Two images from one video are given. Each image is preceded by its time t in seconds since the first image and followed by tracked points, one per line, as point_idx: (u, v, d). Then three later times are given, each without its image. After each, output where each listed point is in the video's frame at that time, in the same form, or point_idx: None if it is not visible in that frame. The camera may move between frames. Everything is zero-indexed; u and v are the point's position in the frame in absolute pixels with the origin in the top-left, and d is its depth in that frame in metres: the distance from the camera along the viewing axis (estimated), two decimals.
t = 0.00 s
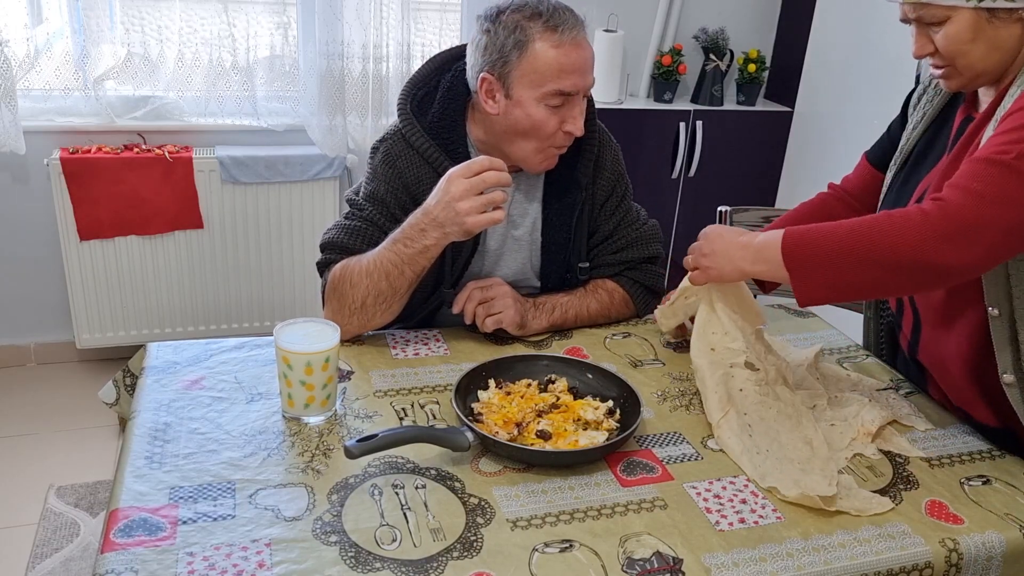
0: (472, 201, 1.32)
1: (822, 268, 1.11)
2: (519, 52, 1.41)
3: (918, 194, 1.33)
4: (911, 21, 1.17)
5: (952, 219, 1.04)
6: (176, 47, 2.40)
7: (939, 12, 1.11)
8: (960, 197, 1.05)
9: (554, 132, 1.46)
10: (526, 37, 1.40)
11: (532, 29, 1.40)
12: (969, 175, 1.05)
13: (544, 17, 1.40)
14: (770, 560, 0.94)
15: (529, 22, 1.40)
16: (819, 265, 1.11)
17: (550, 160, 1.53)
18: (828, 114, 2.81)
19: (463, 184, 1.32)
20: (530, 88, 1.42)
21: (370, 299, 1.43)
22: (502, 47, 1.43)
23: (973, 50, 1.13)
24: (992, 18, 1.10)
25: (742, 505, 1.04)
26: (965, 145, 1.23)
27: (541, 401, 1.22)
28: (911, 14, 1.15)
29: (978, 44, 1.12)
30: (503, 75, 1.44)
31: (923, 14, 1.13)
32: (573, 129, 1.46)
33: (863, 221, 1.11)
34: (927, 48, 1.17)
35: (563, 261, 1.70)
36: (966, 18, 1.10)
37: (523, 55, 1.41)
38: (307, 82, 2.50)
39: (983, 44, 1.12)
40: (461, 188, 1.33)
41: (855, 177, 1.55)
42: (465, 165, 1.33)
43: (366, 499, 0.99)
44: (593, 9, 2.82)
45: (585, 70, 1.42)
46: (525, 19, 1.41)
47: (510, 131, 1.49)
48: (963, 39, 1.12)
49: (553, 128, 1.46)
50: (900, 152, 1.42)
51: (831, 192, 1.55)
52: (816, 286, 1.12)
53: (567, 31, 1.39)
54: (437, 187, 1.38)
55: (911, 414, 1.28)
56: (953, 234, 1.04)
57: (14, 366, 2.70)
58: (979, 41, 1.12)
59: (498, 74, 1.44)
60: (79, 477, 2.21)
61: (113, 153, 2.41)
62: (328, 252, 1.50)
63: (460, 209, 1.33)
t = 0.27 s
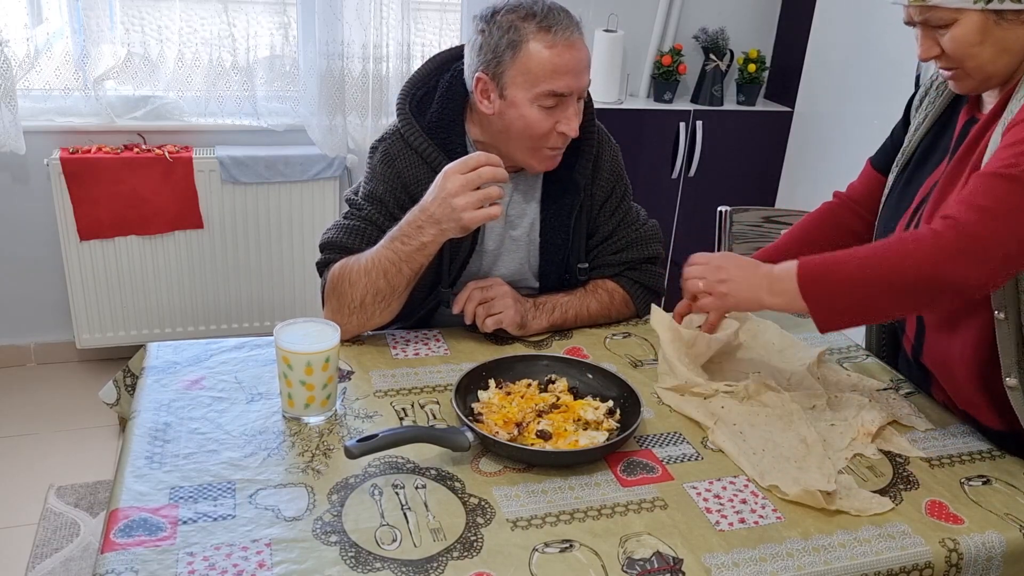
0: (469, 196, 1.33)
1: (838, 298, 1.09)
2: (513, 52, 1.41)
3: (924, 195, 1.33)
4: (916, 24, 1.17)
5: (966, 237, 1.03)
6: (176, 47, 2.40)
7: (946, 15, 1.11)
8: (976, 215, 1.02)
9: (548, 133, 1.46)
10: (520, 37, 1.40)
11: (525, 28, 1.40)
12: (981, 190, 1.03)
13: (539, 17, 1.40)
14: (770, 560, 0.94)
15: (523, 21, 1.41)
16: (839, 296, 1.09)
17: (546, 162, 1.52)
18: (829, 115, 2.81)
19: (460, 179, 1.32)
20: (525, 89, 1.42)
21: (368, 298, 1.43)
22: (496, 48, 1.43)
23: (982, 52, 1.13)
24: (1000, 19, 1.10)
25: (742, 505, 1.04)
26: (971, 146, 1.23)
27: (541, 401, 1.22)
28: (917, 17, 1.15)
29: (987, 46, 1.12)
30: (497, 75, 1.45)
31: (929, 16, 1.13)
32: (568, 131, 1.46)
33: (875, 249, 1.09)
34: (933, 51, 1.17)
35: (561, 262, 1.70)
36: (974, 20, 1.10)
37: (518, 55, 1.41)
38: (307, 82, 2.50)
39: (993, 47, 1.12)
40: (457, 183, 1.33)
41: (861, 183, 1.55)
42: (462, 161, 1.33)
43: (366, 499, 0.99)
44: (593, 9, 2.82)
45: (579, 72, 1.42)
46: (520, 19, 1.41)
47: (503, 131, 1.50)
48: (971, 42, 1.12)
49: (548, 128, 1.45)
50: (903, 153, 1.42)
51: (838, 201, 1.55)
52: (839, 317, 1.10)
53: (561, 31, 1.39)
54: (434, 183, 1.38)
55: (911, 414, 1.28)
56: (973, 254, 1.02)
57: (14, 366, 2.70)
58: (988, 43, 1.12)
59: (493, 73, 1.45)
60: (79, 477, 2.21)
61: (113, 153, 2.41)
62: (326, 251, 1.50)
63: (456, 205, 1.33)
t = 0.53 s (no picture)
0: (468, 194, 1.33)
1: (904, 380, 1.07)
2: (510, 51, 1.41)
3: (924, 196, 1.32)
4: (916, 33, 1.17)
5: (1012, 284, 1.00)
6: (176, 47, 2.40)
7: (946, 23, 1.11)
8: (1007, 263, 1.00)
9: (544, 133, 1.46)
10: (518, 35, 1.40)
11: (523, 28, 1.40)
12: (1006, 235, 1.02)
13: (536, 16, 1.40)
14: (770, 560, 0.94)
15: (521, 20, 1.41)
16: (893, 367, 1.07)
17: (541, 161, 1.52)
18: (829, 115, 2.81)
19: (459, 177, 1.32)
20: (521, 88, 1.42)
21: (368, 297, 1.43)
22: (493, 47, 1.43)
23: (983, 58, 1.13)
24: (999, 25, 1.10)
25: (742, 505, 1.04)
26: (971, 149, 1.23)
27: (541, 401, 1.22)
28: (916, 26, 1.15)
29: (988, 52, 1.12)
30: (494, 74, 1.44)
31: (928, 26, 1.13)
32: (564, 130, 1.46)
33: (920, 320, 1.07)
34: (934, 59, 1.17)
35: (561, 262, 1.70)
36: (974, 28, 1.10)
37: (514, 53, 1.41)
38: (307, 82, 2.50)
39: (994, 53, 1.12)
40: (457, 181, 1.32)
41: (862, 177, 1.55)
42: (462, 160, 1.32)
43: (366, 499, 0.99)
44: (593, 9, 2.82)
45: (576, 71, 1.41)
46: (517, 18, 1.41)
47: (500, 131, 1.49)
48: (972, 49, 1.12)
49: (544, 128, 1.45)
50: (904, 154, 1.41)
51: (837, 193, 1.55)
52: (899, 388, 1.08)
53: (558, 31, 1.39)
54: (433, 181, 1.38)
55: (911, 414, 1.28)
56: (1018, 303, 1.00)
57: (13, 366, 2.70)
58: (988, 49, 1.12)
59: (490, 72, 1.45)
60: (79, 477, 2.21)
61: (113, 153, 2.41)
62: (326, 251, 1.50)
63: (456, 204, 1.33)
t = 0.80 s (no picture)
0: (468, 193, 1.32)
1: (897, 373, 1.06)
2: (505, 50, 1.41)
3: (926, 197, 1.32)
4: (919, 32, 1.17)
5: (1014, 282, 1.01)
6: (176, 47, 2.40)
7: (950, 24, 1.11)
8: (1009, 259, 1.01)
9: (538, 133, 1.45)
10: (514, 34, 1.40)
11: (520, 27, 1.40)
12: (1008, 235, 1.02)
13: (532, 16, 1.40)
14: (770, 560, 0.94)
15: (518, 20, 1.40)
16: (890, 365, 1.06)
17: (536, 162, 1.52)
18: (829, 115, 2.81)
19: (458, 177, 1.32)
20: (516, 88, 1.42)
21: (368, 297, 1.43)
22: (490, 45, 1.43)
23: (987, 58, 1.13)
24: (1004, 26, 1.09)
25: (742, 505, 1.04)
26: (974, 152, 1.23)
27: (541, 401, 1.22)
28: (920, 25, 1.15)
29: (992, 52, 1.12)
30: (491, 73, 1.44)
31: (933, 25, 1.13)
32: (557, 132, 1.45)
33: (918, 314, 1.07)
34: (938, 59, 1.17)
35: (561, 262, 1.70)
36: (978, 28, 1.10)
37: (509, 53, 1.41)
38: (307, 82, 2.50)
39: (998, 54, 1.12)
40: (456, 180, 1.32)
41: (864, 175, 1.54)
42: (461, 160, 1.32)
43: (366, 499, 0.99)
44: (593, 9, 2.82)
45: (570, 73, 1.40)
46: (514, 18, 1.41)
47: (496, 130, 1.49)
48: (976, 49, 1.12)
49: (537, 129, 1.45)
50: (907, 154, 1.42)
51: (839, 191, 1.55)
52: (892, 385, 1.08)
53: (553, 31, 1.39)
54: (433, 180, 1.38)
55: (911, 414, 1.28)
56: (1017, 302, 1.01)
57: (13, 366, 2.69)
58: (992, 50, 1.12)
59: (486, 71, 1.45)
60: (79, 477, 2.21)
61: (113, 153, 2.41)
62: (326, 251, 1.50)
63: (455, 203, 1.33)
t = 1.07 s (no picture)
0: (467, 193, 1.32)
1: (865, 327, 1.05)
2: (497, 46, 1.41)
3: (927, 198, 1.33)
4: (921, 31, 1.17)
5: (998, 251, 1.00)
6: (176, 47, 2.40)
7: (952, 22, 1.11)
8: (996, 227, 1.00)
9: (524, 132, 1.45)
10: (505, 32, 1.40)
11: (511, 25, 1.40)
12: (1000, 204, 1.01)
13: (525, 15, 1.39)
14: (770, 560, 0.94)
15: (510, 19, 1.40)
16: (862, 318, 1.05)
17: (523, 162, 1.52)
18: (829, 115, 2.81)
19: (457, 176, 1.32)
20: (505, 85, 1.42)
21: (368, 296, 1.43)
22: (484, 42, 1.43)
23: (989, 57, 1.13)
24: (1006, 25, 1.09)
25: (742, 505, 1.04)
26: (974, 152, 1.23)
27: (541, 401, 1.22)
28: (922, 23, 1.15)
29: (994, 51, 1.12)
30: (482, 69, 1.45)
31: (935, 23, 1.13)
32: (543, 134, 1.44)
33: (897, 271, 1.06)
34: (939, 57, 1.17)
35: (561, 262, 1.70)
36: (981, 27, 1.10)
37: (500, 50, 1.41)
38: (307, 82, 2.50)
39: (1000, 52, 1.12)
40: (455, 180, 1.32)
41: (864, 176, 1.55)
42: (460, 159, 1.33)
43: (366, 499, 0.99)
44: (593, 9, 2.82)
45: (560, 74, 1.39)
46: (508, 17, 1.41)
47: (485, 127, 1.50)
48: (978, 47, 1.12)
49: (524, 127, 1.44)
50: (907, 154, 1.42)
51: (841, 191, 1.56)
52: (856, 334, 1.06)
53: (544, 31, 1.38)
54: (432, 180, 1.38)
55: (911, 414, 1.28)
56: (998, 273, 1.00)
57: (13, 366, 2.69)
58: (994, 49, 1.12)
59: (479, 68, 1.45)
60: (79, 477, 2.21)
61: (113, 153, 2.41)
62: (326, 251, 1.50)
63: (454, 202, 1.33)
